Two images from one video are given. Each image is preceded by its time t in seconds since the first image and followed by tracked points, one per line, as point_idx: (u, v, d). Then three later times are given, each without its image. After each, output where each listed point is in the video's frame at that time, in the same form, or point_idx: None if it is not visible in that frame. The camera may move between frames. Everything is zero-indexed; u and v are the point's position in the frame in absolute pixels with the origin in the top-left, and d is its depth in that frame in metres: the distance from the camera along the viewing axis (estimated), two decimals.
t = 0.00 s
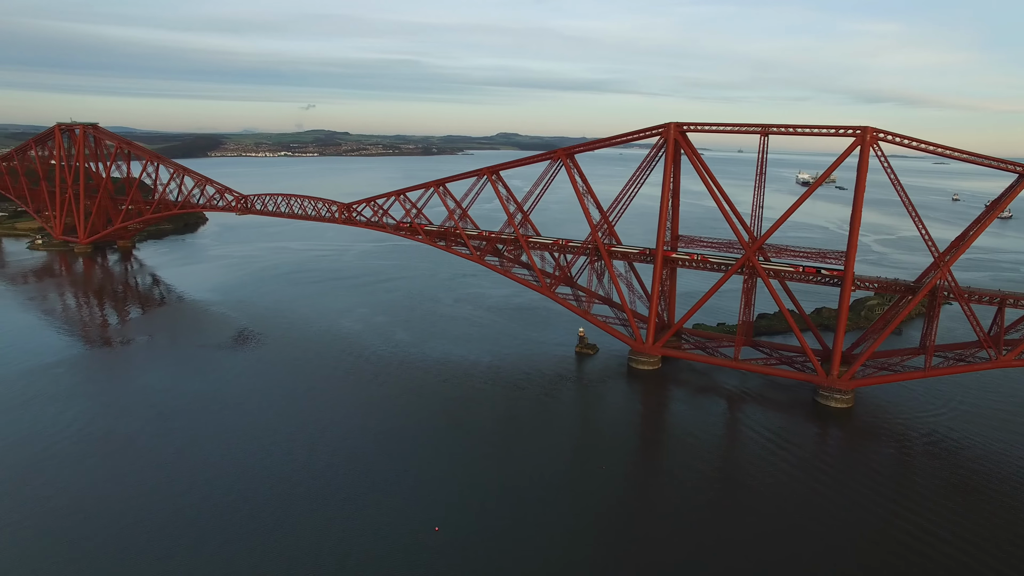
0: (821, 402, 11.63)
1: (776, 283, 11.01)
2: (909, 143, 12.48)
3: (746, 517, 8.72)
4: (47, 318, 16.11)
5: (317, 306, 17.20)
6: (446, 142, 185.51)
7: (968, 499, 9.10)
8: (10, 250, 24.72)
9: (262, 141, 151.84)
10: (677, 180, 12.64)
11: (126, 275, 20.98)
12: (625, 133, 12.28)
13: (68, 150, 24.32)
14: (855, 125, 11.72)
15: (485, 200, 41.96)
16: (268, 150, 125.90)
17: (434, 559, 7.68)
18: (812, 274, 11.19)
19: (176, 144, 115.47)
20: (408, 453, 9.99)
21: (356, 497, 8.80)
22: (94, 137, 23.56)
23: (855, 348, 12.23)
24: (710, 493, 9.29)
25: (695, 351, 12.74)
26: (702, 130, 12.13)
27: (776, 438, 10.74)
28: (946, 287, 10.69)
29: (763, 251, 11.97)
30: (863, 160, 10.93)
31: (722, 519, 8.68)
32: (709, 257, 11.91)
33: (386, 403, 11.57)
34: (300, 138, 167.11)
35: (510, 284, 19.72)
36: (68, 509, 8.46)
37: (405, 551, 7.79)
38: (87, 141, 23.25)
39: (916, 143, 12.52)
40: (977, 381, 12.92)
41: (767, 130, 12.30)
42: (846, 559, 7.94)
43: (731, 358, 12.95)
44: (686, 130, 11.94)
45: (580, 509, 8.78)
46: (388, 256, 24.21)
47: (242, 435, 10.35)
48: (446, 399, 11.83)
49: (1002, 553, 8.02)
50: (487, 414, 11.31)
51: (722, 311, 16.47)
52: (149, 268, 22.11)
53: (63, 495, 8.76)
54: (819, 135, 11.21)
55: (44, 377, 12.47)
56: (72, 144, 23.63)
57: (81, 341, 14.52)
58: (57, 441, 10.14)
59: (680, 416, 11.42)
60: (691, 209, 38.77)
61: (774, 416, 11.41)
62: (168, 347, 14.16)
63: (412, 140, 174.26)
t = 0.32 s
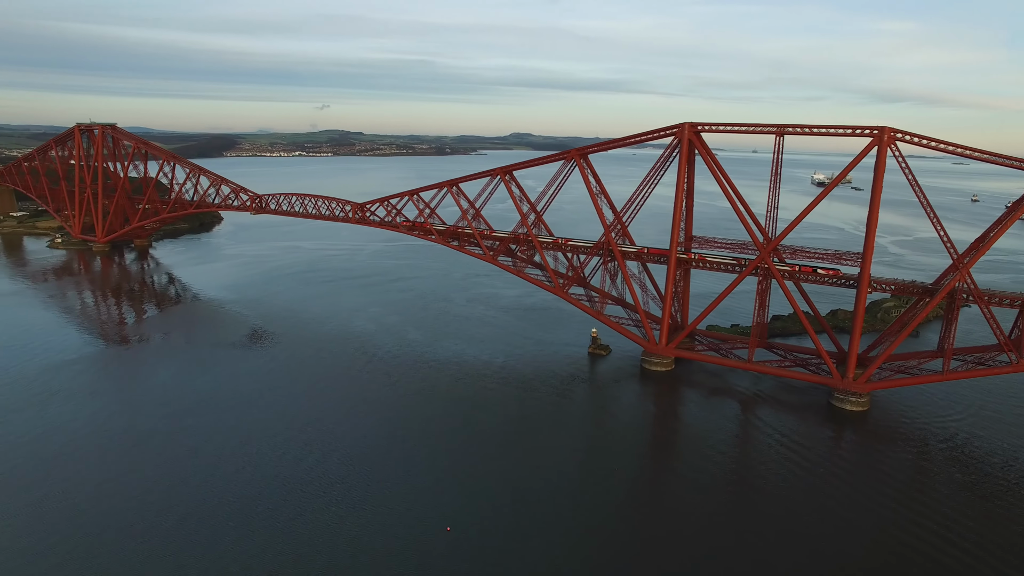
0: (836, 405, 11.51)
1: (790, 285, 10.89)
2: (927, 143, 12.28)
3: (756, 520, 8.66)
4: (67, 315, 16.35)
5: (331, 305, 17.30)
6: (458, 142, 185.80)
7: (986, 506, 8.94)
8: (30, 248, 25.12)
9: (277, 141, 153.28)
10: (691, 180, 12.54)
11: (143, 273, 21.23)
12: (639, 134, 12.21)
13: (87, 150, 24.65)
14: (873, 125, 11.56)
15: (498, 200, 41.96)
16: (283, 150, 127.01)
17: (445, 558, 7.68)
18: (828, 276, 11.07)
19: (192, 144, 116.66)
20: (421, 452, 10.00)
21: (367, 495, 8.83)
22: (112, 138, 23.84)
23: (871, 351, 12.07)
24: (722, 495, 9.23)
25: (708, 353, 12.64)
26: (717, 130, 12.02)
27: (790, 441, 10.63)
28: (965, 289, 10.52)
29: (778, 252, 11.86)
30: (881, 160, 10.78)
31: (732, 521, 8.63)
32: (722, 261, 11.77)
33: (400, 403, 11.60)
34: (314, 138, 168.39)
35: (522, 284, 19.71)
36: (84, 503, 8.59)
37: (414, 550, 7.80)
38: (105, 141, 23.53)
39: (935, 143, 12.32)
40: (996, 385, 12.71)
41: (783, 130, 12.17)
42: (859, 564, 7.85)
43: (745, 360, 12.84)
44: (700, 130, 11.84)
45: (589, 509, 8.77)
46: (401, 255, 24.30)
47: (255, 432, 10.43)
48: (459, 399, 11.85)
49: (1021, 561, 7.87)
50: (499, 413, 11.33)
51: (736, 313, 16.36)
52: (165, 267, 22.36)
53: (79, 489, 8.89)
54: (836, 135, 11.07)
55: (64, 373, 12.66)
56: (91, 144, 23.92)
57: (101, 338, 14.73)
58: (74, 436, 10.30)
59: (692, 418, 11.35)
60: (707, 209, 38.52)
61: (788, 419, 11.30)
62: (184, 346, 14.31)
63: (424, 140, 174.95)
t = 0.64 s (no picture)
0: (851, 408, 11.39)
1: (805, 286, 10.76)
2: (945, 143, 12.11)
3: (769, 522, 8.59)
4: (84, 313, 16.54)
5: (343, 304, 17.38)
6: (469, 142, 186.09)
7: (1005, 512, 8.79)
8: (49, 247, 25.47)
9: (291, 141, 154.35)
10: (705, 180, 12.46)
11: (158, 272, 21.45)
12: (653, 134, 12.14)
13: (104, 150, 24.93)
14: (890, 125, 11.42)
15: (509, 200, 41.96)
16: (296, 150, 127.85)
17: (458, 559, 7.66)
18: (843, 278, 10.94)
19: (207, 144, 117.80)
20: (434, 452, 9.99)
21: (378, 495, 8.84)
22: (129, 138, 24.08)
23: (887, 353, 11.91)
24: (735, 497, 9.15)
25: (721, 355, 12.55)
26: (731, 130, 11.93)
27: (804, 444, 10.53)
28: (984, 292, 10.35)
29: (792, 254, 11.74)
30: (897, 160, 10.63)
31: (744, 523, 8.56)
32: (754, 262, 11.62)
33: (412, 402, 11.61)
34: (326, 138, 169.54)
35: (535, 284, 19.68)
36: (100, 498, 8.69)
37: (425, 550, 7.79)
38: (122, 142, 23.77)
39: (953, 144, 12.14)
40: (1016, 390, 12.49)
41: (797, 130, 12.05)
42: (876, 569, 7.74)
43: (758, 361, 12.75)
44: (714, 130, 11.75)
45: (600, 510, 8.74)
46: (414, 255, 24.37)
47: (269, 430, 10.50)
48: (471, 399, 11.85)
49: None
50: (510, 413, 11.32)
51: (750, 314, 16.24)
52: (180, 266, 22.56)
53: (95, 485, 8.98)
54: (851, 135, 10.94)
55: (81, 371, 12.82)
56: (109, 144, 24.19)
57: (118, 336, 14.89)
58: (90, 432, 10.43)
59: (705, 420, 11.28)
60: (721, 210, 38.29)
61: (802, 422, 11.20)
62: (198, 344, 14.43)
63: (436, 141, 175.79)
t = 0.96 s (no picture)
0: (870, 411, 11.24)
1: (823, 288, 10.61)
2: (968, 143, 11.88)
3: (785, 527, 8.49)
4: (104, 310, 16.74)
5: (358, 303, 17.45)
6: (486, 141, 186.90)
7: None
8: (70, 245, 25.85)
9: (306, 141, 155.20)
10: (721, 181, 12.34)
11: (176, 270, 21.68)
12: (669, 134, 12.04)
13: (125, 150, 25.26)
14: (911, 125, 11.24)
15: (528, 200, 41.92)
16: (311, 150, 128.66)
17: (470, 560, 7.64)
18: (862, 280, 10.78)
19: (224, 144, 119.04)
20: (448, 452, 9.99)
21: (393, 495, 8.83)
22: (149, 138, 24.36)
23: (906, 357, 11.73)
24: (749, 500, 9.07)
25: (737, 357, 12.41)
26: (748, 130, 11.81)
27: (821, 448, 10.40)
28: (1007, 295, 10.16)
29: (810, 255, 11.60)
30: (919, 161, 10.46)
31: (761, 528, 8.46)
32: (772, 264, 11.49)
33: (426, 402, 11.63)
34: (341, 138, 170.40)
35: (549, 284, 19.64)
36: (119, 493, 8.80)
37: (439, 551, 7.77)
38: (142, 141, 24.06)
39: (976, 144, 11.92)
40: None
41: (816, 130, 11.90)
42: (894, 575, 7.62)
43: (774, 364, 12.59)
44: (731, 130, 11.63)
45: (614, 512, 8.69)
46: (428, 255, 24.42)
47: (284, 428, 10.56)
48: (485, 399, 11.84)
49: None
50: (524, 414, 11.30)
51: (766, 316, 16.08)
52: (197, 264, 22.80)
53: (114, 481, 9.09)
54: (871, 136, 10.77)
55: (101, 367, 12.99)
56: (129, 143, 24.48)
57: (137, 333, 15.05)
58: (109, 428, 10.56)
59: (720, 422, 11.19)
60: (737, 211, 38.00)
61: (819, 425, 11.07)
62: (216, 342, 14.56)
63: (451, 141, 176.34)
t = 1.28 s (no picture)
0: (889, 416, 11.08)
1: (842, 290, 10.45)
2: (993, 143, 11.66)
3: (805, 533, 8.37)
4: (124, 308, 17.00)
5: (374, 302, 17.55)
6: (500, 142, 187.10)
7: None
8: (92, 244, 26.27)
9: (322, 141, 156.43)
10: (739, 181, 12.19)
11: (195, 268, 21.94)
12: (686, 134, 11.93)
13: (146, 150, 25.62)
14: (934, 125, 11.04)
15: (543, 200, 41.90)
16: (327, 150, 129.60)
17: (486, 559, 7.63)
18: (882, 283, 10.62)
19: (242, 143, 120.33)
20: (465, 452, 9.99)
21: (407, 493, 8.85)
22: (169, 138, 24.67)
23: (928, 360, 11.53)
24: (768, 505, 8.96)
25: (754, 359, 12.26)
26: (767, 130, 11.67)
27: (840, 452, 10.26)
28: None
29: (829, 257, 11.44)
30: (943, 161, 10.27)
31: (780, 533, 8.35)
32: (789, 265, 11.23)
33: (440, 401, 11.67)
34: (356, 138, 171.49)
35: (565, 284, 19.61)
36: (138, 487, 8.92)
37: (453, 550, 7.77)
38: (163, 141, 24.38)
39: (1002, 144, 11.68)
40: None
41: (836, 131, 11.72)
42: None
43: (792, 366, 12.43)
44: (749, 130, 11.50)
45: (629, 514, 8.65)
46: (443, 255, 24.49)
47: (301, 425, 10.65)
48: (500, 399, 11.85)
49: None
50: (538, 414, 11.28)
51: (784, 318, 15.94)
52: (216, 262, 23.04)
53: (134, 476, 9.21)
54: (893, 136, 10.60)
55: (121, 364, 13.18)
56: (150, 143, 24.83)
57: (157, 330, 15.28)
58: (129, 423, 10.72)
59: (737, 424, 11.10)
60: (754, 212, 37.71)
61: (837, 429, 10.93)
62: (234, 340, 14.71)
63: (465, 141, 176.94)
